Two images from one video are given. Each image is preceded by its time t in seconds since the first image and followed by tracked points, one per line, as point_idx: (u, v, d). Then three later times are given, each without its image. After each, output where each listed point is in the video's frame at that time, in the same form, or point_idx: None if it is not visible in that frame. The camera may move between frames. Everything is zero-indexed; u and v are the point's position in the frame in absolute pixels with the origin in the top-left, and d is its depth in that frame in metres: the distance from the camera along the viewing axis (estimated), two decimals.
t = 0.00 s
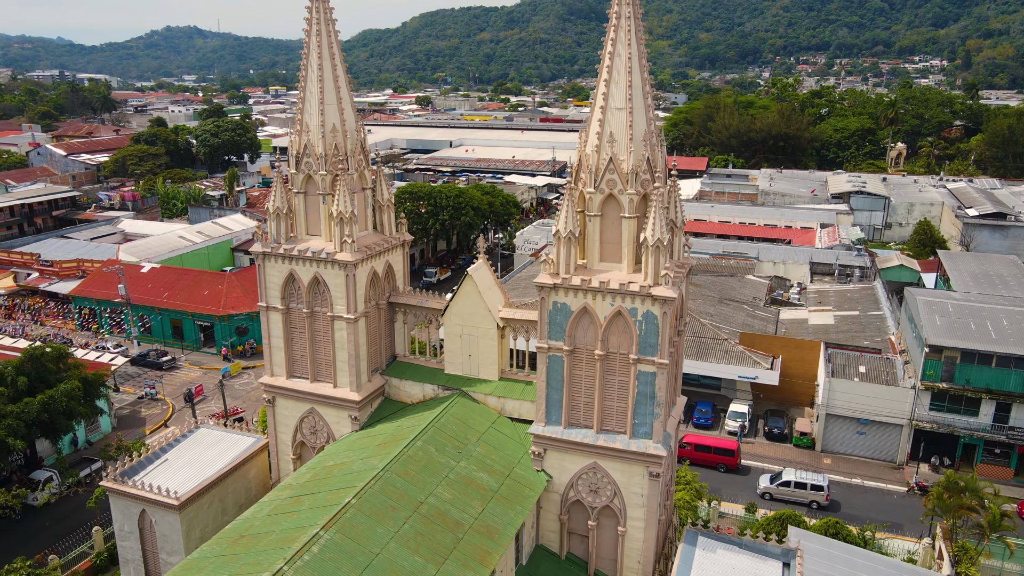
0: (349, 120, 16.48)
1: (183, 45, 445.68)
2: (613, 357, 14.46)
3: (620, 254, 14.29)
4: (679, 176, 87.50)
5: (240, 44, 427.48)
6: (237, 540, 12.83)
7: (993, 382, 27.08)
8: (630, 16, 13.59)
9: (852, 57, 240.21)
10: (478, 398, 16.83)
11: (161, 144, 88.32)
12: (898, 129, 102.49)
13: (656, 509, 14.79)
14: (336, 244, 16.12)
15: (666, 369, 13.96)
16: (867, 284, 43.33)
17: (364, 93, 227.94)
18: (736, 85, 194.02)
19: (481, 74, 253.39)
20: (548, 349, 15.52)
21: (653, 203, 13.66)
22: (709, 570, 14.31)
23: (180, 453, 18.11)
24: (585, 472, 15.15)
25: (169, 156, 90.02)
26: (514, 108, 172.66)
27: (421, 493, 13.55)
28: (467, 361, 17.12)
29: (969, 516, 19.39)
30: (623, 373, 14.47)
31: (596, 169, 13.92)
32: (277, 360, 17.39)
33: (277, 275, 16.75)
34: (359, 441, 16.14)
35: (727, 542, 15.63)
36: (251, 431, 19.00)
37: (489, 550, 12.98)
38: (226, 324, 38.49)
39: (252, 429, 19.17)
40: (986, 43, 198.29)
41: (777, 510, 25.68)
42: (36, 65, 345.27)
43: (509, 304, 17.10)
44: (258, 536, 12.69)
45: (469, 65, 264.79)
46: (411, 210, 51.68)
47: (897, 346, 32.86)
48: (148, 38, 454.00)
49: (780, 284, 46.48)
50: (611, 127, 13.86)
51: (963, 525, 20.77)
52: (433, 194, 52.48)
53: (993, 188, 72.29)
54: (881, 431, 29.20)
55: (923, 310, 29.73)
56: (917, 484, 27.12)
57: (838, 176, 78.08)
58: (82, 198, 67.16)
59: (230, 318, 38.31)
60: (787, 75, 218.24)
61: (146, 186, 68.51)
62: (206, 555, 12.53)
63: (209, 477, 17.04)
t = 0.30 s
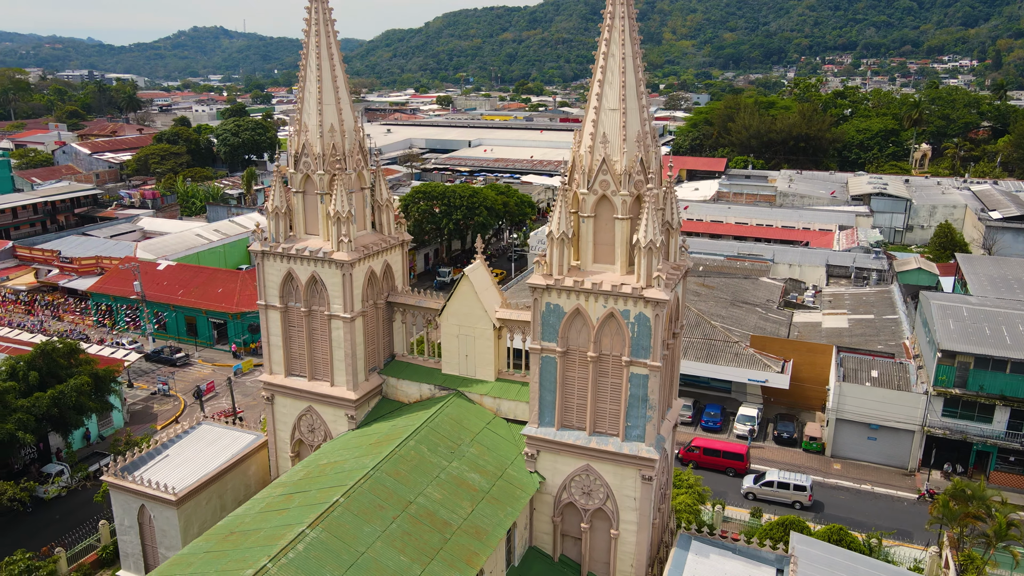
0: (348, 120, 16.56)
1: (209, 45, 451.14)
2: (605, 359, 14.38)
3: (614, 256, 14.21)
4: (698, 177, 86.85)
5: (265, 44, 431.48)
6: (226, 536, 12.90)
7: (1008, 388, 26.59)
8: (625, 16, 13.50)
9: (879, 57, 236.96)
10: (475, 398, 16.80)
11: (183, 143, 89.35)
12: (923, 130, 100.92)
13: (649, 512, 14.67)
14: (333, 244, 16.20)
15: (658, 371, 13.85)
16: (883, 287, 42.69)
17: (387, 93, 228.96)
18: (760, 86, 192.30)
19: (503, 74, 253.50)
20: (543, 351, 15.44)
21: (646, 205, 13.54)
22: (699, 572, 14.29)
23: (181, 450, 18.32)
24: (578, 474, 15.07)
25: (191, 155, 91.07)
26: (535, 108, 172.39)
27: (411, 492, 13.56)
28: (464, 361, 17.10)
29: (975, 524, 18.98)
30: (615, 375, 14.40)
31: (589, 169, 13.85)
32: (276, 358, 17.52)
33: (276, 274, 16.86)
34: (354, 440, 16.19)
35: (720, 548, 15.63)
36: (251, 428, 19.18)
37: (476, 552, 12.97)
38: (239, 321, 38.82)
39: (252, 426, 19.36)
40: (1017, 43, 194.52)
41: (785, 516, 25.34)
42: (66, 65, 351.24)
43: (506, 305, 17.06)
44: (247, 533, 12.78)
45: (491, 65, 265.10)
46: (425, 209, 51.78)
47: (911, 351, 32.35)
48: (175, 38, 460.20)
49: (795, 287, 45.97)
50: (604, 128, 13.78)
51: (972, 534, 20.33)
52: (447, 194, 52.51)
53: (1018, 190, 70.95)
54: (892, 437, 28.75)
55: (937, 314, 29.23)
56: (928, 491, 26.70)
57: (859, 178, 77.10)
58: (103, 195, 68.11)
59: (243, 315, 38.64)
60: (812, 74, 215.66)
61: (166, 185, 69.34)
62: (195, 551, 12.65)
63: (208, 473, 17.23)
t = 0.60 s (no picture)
0: (345, 120, 16.65)
1: (235, 45, 456.34)
2: (597, 361, 14.31)
3: (606, 258, 14.13)
4: (717, 179, 86.16)
5: (290, 44, 435.44)
6: (215, 533, 13.03)
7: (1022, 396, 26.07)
8: (617, 16, 13.43)
9: (908, 57, 233.32)
10: (470, 399, 16.79)
11: (205, 142, 90.42)
12: (948, 131, 99.30)
13: (640, 516, 14.57)
14: (329, 244, 16.28)
15: (649, 375, 13.74)
16: (900, 290, 42.04)
17: (410, 93, 230.07)
18: (784, 86, 190.38)
19: (526, 74, 253.41)
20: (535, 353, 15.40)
21: (638, 206, 13.45)
22: None
23: (181, 446, 18.54)
24: (570, 477, 15.00)
25: (213, 154, 92.17)
26: (556, 108, 172.08)
27: (399, 492, 13.59)
28: (460, 361, 17.06)
29: (981, 534, 18.59)
30: (607, 378, 14.33)
31: (581, 171, 13.78)
32: (275, 357, 17.68)
33: (274, 273, 17.00)
34: (348, 439, 16.25)
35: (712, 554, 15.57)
36: (251, 425, 19.36)
37: (461, 553, 12.95)
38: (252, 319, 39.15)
39: (252, 424, 19.54)
40: None
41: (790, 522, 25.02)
42: (98, 65, 357.32)
43: (502, 306, 17.03)
44: (236, 530, 12.89)
45: (514, 65, 265.02)
46: (439, 210, 51.99)
47: (926, 356, 31.83)
48: (204, 39, 466.38)
49: (810, 290, 45.49)
50: (596, 129, 13.73)
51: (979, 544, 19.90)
52: (462, 194, 52.53)
53: None
54: (903, 444, 28.30)
55: (951, 319, 28.75)
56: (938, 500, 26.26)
57: (881, 180, 76.03)
58: (126, 194, 69.12)
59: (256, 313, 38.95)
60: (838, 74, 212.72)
61: (186, 183, 70.22)
62: (183, 547, 12.78)
63: (205, 470, 17.40)
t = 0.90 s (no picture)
0: (344, 120, 16.70)
1: (263, 45, 461.54)
2: (589, 364, 14.23)
3: (598, 260, 14.05)
4: (738, 180, 85.36)
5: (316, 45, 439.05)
6: (205, 529, 13.12)
7: None
8: (611, 16, 13.31)
9: (939, 57, 229.05)
10: (465, 400, 16.76)
11: (227, 141, 91.48)
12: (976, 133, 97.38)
13: (632, 521, 14.44)
14: (326, 243, 16.37)
15: (640, 378, 13.64)
16: (919, 294, 41.33)
17: (434, 93, 230.84)
18: (810, 86, 187.89)
19: (550, 74, 253.05)
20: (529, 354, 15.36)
21: (630, 208, 13.33)
22: None
23: (183, 442, 18.78)
24: (562, 479, 14.92)
25: (235, 153, 93.24)
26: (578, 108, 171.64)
27: (388, 492, 13.60)
28: (457, 362, 17.03)
29: (987, 545, 18.20)
30: (599, 381, 14.23)
31: (574, 172, 13.69)
32: (274, 355, 17.81)
33: (273, 273, 17.11)
34: (344, 438, 16.30)
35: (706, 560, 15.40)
36: (252, 423, 19.55)
37: (448, 554, 12.92)
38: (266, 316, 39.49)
39: (254, 421, 19.72)
40: None
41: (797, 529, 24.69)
42: (129, 65, 363.38)
43: (499, 307, 16.99)
44: (225, 527, 12.98)
45: (538, 65, 264.69)
46: (454, 211, 52.04)
47: (941, 362, 31.27)
48: (232, 40, 472.29)
49: (826, 293, 44.87)
50: (589, 130, 13.63)
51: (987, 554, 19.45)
52: (477, 194, 52.52)
53: None
54: (915, 451, 27.82)
55: (966, 325, 28.24)
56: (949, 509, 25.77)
57: (904, 182, 74.80)
58: (148, 192, 70.16)
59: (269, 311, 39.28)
60: (867, 75, 209.29)
61: (207, 181, 71.03)
62: (173, 542, 12.88)
63: (204, 467, 17.59)
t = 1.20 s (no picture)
0: (343, 120, 16.80)
1: (290, 45, 466.03)
2: (581, 367, 14.15)
3: (591, 262, 13.97)
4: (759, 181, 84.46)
5: (342, 45, 442.19)
6: (196, 526, 13.24)
7: None
8: (605, 18, 13.24)
9: (972, 57, 224.48)
10: (462, 400, 16.73)
11: (250, 141, 92.36)
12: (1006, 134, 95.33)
13: (624, 525, 14.35)
14: (324, 243, 16.46)
15: (632, 381, 13.54)
16: (938, 299, 40.64)
17: (457, 92, 231.48)
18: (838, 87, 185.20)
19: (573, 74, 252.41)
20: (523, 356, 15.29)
21: (623, 210, 13.23)
22: None
23: (186, 439, 19.01)
24: (554, 482, 14.86)
25: (257, 152, 94.23)
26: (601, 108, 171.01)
27: (378, 492, 13.62)
28: (454, 363, 17.02)
29: (994, 556, 17.84)
30: (592, 384, 14.15)
31: (567, 173, 13.62)
32: (274, 353, 17.95)
33: (273, 272, 17.26)
34: (340, 437, 16.35)
35: (699, 566, 15.31)
36: (254, 421, 19.74)
37: (435, 555, 12.92)
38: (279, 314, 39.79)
39: (256, 420, 19.91)
40: None
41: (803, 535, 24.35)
42: (159, 65, 368.97)
43: (497, 309, 16.94)
44: (216, 524, 13.09)
45: (562, 65, 264.12)
46: (469, 211, 52.08)
47: (958, 368, 30.65)
48: (260, 40, 477.34)
49: (844, 297, 44.24)
50: (582, 131, 13.55)
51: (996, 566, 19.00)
52: (493, 195, 52.54)
53: None
54: (929, 458, 27.31)
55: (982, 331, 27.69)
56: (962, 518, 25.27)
57: (929, 184, 73.52)
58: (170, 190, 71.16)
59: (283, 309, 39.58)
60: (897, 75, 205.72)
61: (228, 181, 71.78)
62: (164, 538, 13.02)
63: (204, 463, 17.80)
